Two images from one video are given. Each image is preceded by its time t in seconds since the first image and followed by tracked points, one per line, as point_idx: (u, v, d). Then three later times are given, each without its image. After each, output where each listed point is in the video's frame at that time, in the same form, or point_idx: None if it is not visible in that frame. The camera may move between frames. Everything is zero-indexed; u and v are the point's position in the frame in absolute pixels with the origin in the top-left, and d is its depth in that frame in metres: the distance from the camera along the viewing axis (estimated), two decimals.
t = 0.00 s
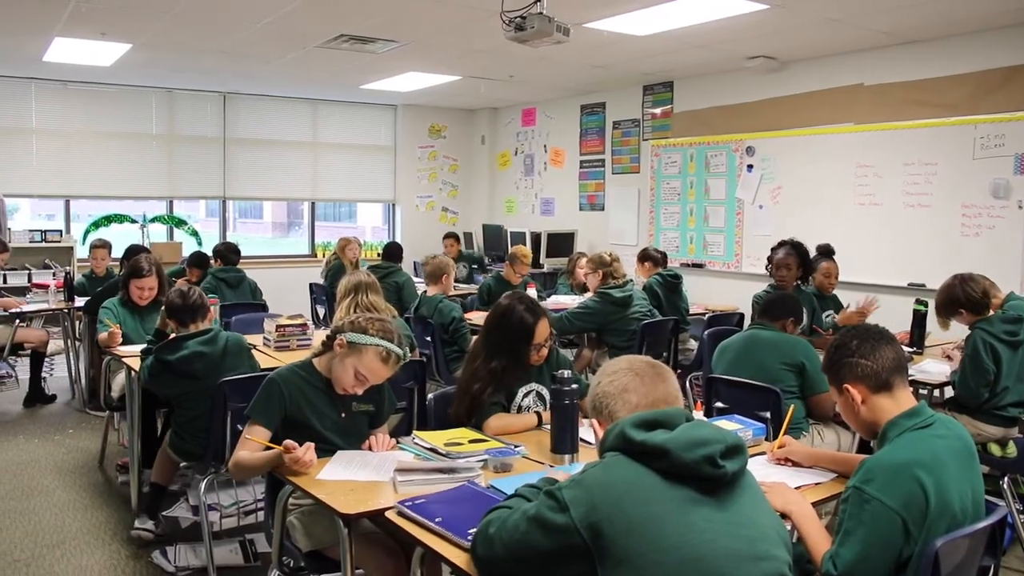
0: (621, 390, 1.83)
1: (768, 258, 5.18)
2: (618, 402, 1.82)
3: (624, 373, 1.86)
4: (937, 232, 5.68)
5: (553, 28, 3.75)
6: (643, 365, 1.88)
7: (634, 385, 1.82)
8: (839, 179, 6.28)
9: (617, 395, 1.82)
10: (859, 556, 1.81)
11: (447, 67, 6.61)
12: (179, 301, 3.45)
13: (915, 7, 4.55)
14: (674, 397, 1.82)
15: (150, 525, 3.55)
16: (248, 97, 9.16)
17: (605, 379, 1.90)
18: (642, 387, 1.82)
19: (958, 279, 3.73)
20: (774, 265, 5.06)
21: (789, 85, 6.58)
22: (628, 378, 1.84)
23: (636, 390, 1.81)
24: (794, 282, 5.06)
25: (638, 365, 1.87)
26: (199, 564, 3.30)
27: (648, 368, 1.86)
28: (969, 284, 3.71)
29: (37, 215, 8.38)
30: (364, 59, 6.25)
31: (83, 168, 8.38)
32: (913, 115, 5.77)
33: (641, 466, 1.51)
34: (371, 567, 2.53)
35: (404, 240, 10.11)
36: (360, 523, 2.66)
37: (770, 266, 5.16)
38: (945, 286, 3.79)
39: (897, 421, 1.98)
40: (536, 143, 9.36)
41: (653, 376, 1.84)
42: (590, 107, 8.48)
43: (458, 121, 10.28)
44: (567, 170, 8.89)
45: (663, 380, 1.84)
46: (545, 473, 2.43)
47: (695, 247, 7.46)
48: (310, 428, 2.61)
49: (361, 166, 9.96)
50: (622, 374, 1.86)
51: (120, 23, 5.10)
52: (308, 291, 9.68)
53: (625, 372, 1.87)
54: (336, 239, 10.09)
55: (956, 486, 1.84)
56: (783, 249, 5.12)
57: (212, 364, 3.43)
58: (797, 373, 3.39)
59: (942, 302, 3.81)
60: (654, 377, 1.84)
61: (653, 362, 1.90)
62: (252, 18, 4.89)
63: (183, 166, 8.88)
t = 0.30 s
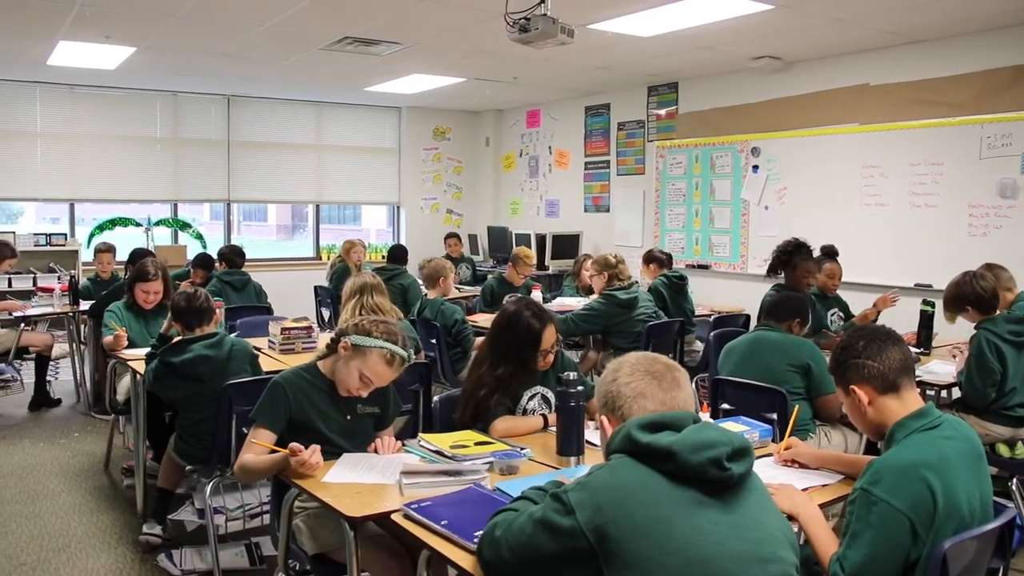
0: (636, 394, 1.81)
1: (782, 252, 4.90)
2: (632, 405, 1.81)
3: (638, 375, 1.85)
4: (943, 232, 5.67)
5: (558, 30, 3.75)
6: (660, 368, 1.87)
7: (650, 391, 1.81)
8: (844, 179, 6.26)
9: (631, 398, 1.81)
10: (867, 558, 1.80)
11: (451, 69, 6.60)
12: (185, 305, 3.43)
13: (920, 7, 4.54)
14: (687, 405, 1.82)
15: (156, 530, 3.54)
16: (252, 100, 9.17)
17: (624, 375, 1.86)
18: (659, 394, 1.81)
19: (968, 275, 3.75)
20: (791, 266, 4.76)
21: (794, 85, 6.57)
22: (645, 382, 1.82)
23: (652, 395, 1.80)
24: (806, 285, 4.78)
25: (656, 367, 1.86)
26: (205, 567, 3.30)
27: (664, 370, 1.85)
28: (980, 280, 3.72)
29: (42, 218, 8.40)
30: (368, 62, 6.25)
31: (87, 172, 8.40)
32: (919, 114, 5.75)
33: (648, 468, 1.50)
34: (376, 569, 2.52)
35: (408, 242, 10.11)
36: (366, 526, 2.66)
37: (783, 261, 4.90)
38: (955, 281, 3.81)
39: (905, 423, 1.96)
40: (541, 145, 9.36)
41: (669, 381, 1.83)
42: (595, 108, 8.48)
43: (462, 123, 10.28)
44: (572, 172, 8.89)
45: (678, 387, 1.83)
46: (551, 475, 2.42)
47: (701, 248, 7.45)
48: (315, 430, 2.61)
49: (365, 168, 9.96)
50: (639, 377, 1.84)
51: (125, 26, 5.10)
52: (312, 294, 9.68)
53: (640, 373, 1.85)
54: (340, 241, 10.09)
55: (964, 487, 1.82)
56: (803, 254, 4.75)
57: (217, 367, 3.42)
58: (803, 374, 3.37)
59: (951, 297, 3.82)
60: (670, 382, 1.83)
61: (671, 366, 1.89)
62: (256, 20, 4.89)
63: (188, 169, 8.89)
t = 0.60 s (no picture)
0: (640, 391, 1.81)
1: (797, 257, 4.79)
2: (636, 402, 1.81)
3: (640, 373, 1.85)
4: (955, 232, 5.64)
5: (567, 30, 3.74)
6: (660, 365, 1.86)
7: (653, 386, 1.81)
8: (855, 179, 6.24)
9: (635, 395, 1.82)
10: (879, 560, 1.79)
11: (460, 69, 6.60)
12: (195, 304, 3.45)
13: (931, 6, 4.52)
14: (693, 396, 1.80)
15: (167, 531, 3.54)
16: (262, 100, 9.19)
17: (624, 377, 1.88)
18: (662, 387, 1.80)
19: (977, 276, 3.73)
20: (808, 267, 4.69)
21: (804, 85, 6.55)
22: (646, 378, 1.82)
23: (655, 390, 1.80)
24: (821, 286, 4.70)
25: (657, 364, 1.86)
26: (215, 567, 3.30)
27: (665, 367, 1.85)
28: (989, 281, 3.71)
29: (53, 218, 8.43)
30: (377, 62, 6.25)
31: (96, 172, 8.42)
32: (930, 114, 5.72)
33: (659, 469, 1.49)
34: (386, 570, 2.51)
35: (418, 242, 10.11)
36: (376, 526, 2.66)
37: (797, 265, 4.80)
38: (964, 281, 3.79)
39: (916, 424, 1.95)
40: (550, 145, 9.35)
41: (671, 376, 1.82)
42: (604, 108, 8.47)
43: (471, 123, 10.28)
44: (582, 172, 8.88)
45: (683, 379, 1.82)
46: (561, 475, 2.42)
47: (711, 249, 7.43)
48: (326, 430, 2.60)
49: (374, 169, 9.96)
50: (641, 374, 1.85)
51: (135, 27, 5.11)
52: (322, 294, 9.68)
53: (642, 371, 1.85)
54: (350, 242, 10.10)
55: (975, 489, 1.81)
56: (820, 258, 4.67)
57: (227, 367, 3.43)
58: (814, 375, 3.36)
59: (960, 297, 3.81)
60: (672, 377, 1.82)
61: (671, 362, 1.88)
62: (266, 21, 4.90)
63: (197, 169, 8.91)
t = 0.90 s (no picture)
0: (649, 394, 1.81)
1: (818, 259, 4.71)
2: (646, 405, 1.80)
3: (649, 376, 1.84)
4: (970, 232, 5.61)
5: (580, 29, 3.73)
6: (667, 367, 1.85)
7: (662, 389, 1.80)
8: (868, 179, 6.21)
9: (644, 398, 1.81)
10: (894, 562, 1.77)
11: (472, 69, 6.60)
12: (209, 305, 3.47)
13: (945, 4, 4.49)
14: (703, 397, 1.80)
15: (180, 529, 3.55)
16: (275, 101, 9.22)
17: (632, 382, 1.87)
18: (670, 390, 1.80)
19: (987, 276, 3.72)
20: (828, 272, 4.64)
21: (818, 84, 6.52)
22: (655, 382, 1.82)
23: (664, 393, 1.79)
24: (840, 289, 4.71)
25: (664, 366, 1.85)
26: (228, 566, 3.31)
27: (673, 368, 1.84)
28: (1001, 281, 3.69)
29: (67, 218, 8.49)
30: (389, 62, 6.27)
31: (110, 172, 8.47)
32: (945, 113, 5.69)
33: (673, 470, 1.48)
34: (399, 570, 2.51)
35: (430, 242, 10.12)
36: (388, 526, 2.66)
37: (818, 267, 4.73)
38: (976, 281, 3.77)
39: (933, 425, 1.94)
40: (563, 144, 9.34)
41: (679, 378, 1.82)
42: (617, 108, 8.45)
43: (484, 122, 10.28)
44: (594, 172, 8.87)
45: (691, 381, 1.82)
46: (574, 475, 2.41)
47: (723, 248, 7.41)
48: (341, 430, 2.60)
49: (386, 168, 9.98)
50: (649, 377, 1.84)
51: (148, 28, 5.13)
52: (334, 293, 9.70)
53: (651, 374, 1.84)
54: (362, 241, 10.12)
55: (991, 491, 1.80)
56: (841, 262, 4.61)
57: (240, 366, 3.44)
58: (827, 376, 3.34)
59: (972, 297, 3.80)
60: (681, 379, 1.81)
61: (679, 363, 1.87)
62: (279, 21, 4.91)
63: (210, 169, 8.94)
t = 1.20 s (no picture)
0: (674, 389, 1.80)
1: (838, 257, 4.68)
2: (670, 400, 1.80)
3: (674, 370, 1.83)
4: (984, 230, 5.57)
5: (591, 29, 3.73)
6: (695, 362, 1.85)
7: (688, 384, 1.80)
8: (881, 177, 6.18)
9: (669, 393, 1.80)
10: (909, 563, 1.75)
11: (483, 69, 6.60)
12: (220, 306, 3.49)
13: (959, 2, 4.46)
14: (728, 395, 1.80)
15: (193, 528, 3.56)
16: (286, 101, 9.25)
17: (657, 375, 1.86)
18: (696, 386, 1.79)
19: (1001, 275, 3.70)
20: (851, 272, 4.64)
21: (830, 82, 6.50)
22: (681, 377, 1.81)
23: (690, 388, 1.79)
24: (862, 290, 4.71)
25: (691, 361, 1.84)
26: (240, 566, 3.32)
27: (700, 364, 1.84)
28: (1015, 280, 3.67)
29: (80, 219, 8.53)
30: (400, 62, 6.27)
31: (123, 173, 8.51)
32: (959, 111, 5.66)
33: (693, 466, 1.48)
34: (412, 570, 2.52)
35: (441, 242, 10.13)
36: (401, 526, 2.66)
37: (838, 265, 4.71)
38: (990, 281, 3.76)
39: (946, 425, 1.93)
40: (574, 144, 9.34)
41: (706, 374, 1.81)
42: (628, 108, 8.44)
43: (495, 122, 10.29)
44: (605, 171, 8.87)
45: (717, 378, 1.81)
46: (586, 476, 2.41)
47: (735, 248, 7.39)
48: (367, 436, 2.59)
49: (398, 168, 9.99)
50: (675, 371, 1.83)
51: (161, 29, 5.16)
52: (345, 293, 9.72)
53: (676, 369, 1.84)
54: (373, 242, 10.14)
55: (1008, 492, 1.78)
56: (864, 262, 4.61)
57: (253, 367, 3.45)
58: (841, 376, 3.33)
59: (986, 297, 3.79)
60: (707, 375, 1.81)
61: (705, 359, 1.87)
62: (290, 21, 4.91)
63: (221, 170, 8.97)
